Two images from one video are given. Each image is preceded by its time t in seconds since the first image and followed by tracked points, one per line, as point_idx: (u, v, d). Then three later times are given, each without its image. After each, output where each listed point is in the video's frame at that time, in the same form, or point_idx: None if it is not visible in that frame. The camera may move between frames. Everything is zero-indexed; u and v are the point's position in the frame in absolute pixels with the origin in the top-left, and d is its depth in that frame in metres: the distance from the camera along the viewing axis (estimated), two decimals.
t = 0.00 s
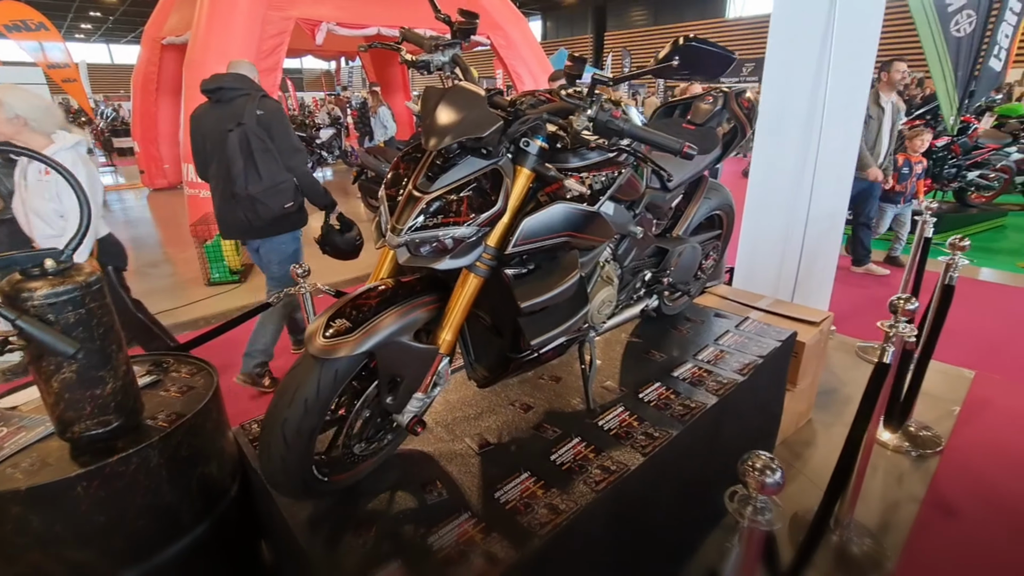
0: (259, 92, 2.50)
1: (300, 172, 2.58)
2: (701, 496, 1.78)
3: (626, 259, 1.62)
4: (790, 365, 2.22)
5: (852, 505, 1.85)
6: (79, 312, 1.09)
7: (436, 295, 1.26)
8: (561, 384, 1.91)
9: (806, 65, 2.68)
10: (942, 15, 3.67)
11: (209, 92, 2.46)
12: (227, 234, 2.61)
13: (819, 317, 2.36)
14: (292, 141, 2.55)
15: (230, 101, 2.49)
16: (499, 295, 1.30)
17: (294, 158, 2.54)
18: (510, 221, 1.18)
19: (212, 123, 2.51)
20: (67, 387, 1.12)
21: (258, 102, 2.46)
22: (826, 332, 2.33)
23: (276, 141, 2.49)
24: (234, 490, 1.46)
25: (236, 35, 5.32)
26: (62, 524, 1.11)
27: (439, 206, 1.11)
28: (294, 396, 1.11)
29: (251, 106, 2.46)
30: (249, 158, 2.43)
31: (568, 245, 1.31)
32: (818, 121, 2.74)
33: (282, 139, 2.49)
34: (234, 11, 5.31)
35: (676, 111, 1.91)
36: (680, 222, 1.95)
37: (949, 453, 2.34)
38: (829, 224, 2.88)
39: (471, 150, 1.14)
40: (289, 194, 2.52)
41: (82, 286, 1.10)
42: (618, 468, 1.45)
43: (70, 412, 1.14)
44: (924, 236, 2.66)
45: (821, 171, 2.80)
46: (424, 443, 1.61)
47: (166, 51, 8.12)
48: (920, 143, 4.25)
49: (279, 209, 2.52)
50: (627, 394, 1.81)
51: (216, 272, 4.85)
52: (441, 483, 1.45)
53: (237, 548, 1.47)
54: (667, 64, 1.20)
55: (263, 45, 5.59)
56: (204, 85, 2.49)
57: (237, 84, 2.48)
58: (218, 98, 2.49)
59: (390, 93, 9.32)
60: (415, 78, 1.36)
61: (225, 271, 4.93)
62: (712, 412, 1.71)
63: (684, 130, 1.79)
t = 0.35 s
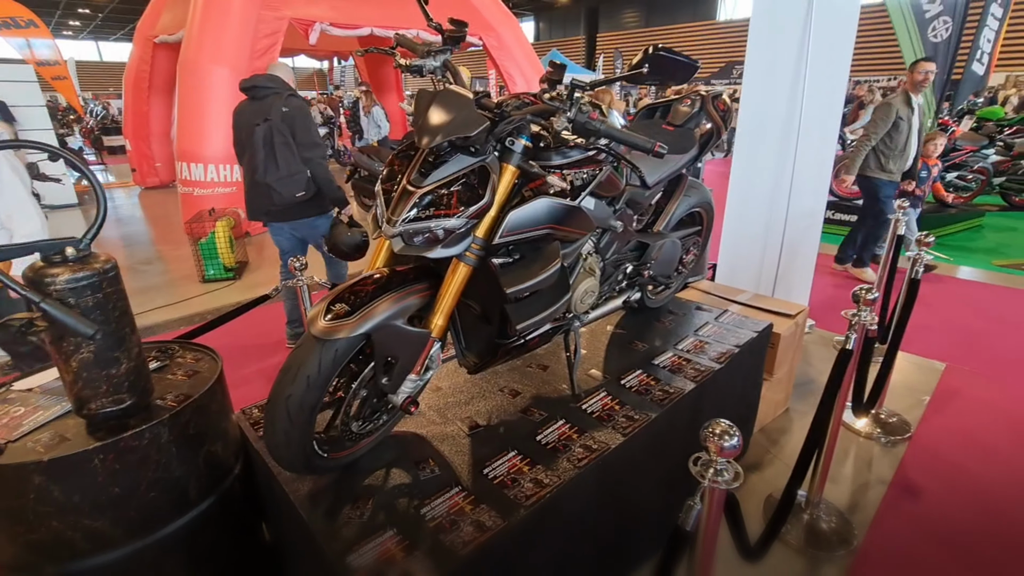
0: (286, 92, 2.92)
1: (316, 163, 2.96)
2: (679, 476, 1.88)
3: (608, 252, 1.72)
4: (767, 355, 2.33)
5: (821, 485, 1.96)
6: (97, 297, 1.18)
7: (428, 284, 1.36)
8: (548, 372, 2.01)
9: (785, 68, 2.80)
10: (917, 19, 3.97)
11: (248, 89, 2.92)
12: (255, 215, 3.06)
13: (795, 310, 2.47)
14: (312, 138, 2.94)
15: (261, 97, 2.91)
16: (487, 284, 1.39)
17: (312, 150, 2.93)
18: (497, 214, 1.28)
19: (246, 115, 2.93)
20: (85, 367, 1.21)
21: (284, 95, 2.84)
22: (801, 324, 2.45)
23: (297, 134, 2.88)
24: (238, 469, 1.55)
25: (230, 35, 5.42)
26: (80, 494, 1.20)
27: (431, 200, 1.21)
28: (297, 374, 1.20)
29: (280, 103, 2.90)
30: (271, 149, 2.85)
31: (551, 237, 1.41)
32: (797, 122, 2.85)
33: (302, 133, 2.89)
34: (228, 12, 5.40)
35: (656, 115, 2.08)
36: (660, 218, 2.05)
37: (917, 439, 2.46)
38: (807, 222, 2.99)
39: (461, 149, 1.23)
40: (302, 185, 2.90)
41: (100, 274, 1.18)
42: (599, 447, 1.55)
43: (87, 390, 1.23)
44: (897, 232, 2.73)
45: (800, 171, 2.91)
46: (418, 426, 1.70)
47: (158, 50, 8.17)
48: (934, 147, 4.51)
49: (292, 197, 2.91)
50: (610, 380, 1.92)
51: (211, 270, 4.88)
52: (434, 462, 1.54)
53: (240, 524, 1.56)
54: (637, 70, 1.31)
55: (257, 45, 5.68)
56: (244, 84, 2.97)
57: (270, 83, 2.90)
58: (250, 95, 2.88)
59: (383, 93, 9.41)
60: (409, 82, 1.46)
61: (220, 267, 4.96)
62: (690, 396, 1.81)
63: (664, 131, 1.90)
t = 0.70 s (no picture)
0: (323, 99, 3.31)
1: (347, 164, 3.35)
2: (664, 460, 2.02)
3: (600, 249, 1.85)
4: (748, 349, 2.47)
5: (796, 467, 2.11)
6: (134, 285, 1.28)
7: (436, 276, 1.47)
8: (542, 362, 2.14)
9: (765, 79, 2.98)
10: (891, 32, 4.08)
11: (292, 95, 3.32)
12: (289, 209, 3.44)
13: (774, 307, 2.62)
14: (344, 141, 3.33)
15: (303, 103, 3.31)
16: (490, 276, 1.51)
17: (344, 153, 3.32)
18: (501, 212, 1.40)
19: (289, 118, 3.33)
20: (121, 350, 1.31)
21: (324, 102, 3.23)
22: (779, 320, 2.60)
23: (332, 138, 3.28)
24: (254, 451, 1.65)
25: (223, 36, 5.48)
26: (116, 468, 1.30)
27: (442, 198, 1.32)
28: (319, 357, 1.32)
29: (319, 108, 3.30)
30: (307, 150, 3.24)
31: (548, 233, 1.54)
32: (777, 129, 3.03)
33: (336, 137, 3.29)
34: (222, 14, 5.46)
35: (644, 121, 2.21)
36: (648, 218, 2.19)
37: (887, 428, 2.62)
38: (787, 225, 3.23)
39: (469, 153, 1.35)
40: (333, 183, 3.29)
41: (136, 263, 1.29)
42: (592, 429, 1.68)
43: (122, 372, 1.33)
44: (868, 236, 2.89)
45: (780, 176, 3.12)
46: (422, 411, 1.82)
47: (147, 49, 8.19)
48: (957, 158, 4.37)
49: (323, 194, 3.29)
50: (600, 370, 2.05)
51: (205, 269, 4.92)
52: (439, 443, 1.66)
53: (256, 502, 1.66)
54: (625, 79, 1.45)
55: (251, 47, 5.74)
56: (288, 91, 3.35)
57: (314, 90, 3.30)
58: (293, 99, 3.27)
59: (374, 94, 9.52)
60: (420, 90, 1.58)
61: (213, 266, 4.99)
62: (675, 384, 1.95)
63: (649, 137, 2.04)
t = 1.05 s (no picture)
0: (340, 101, 3.54)
1: (360, 162, 3.58)
2: (656, 445, 2.13)
3: (596, 244, 1.95)
4: (735, 341, 2.60)
5: (780, 450, 2.24)
6: (165, 272, 1.37)
7: (445, 267, 1.57)
8: (541, 353, 2.25)
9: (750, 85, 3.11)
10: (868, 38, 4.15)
11: (312, 97, 3.57)
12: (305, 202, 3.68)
13: (759, 302, 2.75)
14: (359, 140, 3.56)
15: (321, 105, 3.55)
16: (496, 267, 1.61)
17: (357, 152, 3.54)
18: (507, 207, 1.50)
19: (308, 118, 3.57)
20: (151, 334, 1.39)
21: (340, 105, 3.47)
22: (764, 314, 2.73)
23: (346, 138, 3.50)
24: (269, 435, 1.74)
25: (218, 39, 5.54)
26: (145, 445, 1.38)
27: (453, 193, 1.42)
28: (338, 340, 1.41)
29: (336, 109, 3.54)
30: (324, 147, 3.48)
31: (550, 227, 1.64)
32: (761, 133, 3.17)
33: (351, 137, 3.51)
34: (217, 17, 5.53)
35: (636, 124, 2.33)
36: (640, 216, 2.31)
37: (867, 416, 2.76)
38: (771, 225, 3.37)
39: (478, 151, 1.45)
40: (345, 180, 3.52)
41: (167, 252, 1.38)
42: (591, 412, 1.78)
43: (151, 354, 1.41)
44: (848, 235, 3.03)
45: (764, 178, 3.26)
46: (428, 398, 1.91)
47: (138, 52, 8.21)
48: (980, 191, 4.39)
49: (337, 189, 3.53)
50: (596, 359, 2.16)
51: (201, 269, 4.96)
52: (446, 426, 1.75)
53: (270, 485, 1.74)
54: (622, 83, 1.56)
55: (246, 50, 5.81)
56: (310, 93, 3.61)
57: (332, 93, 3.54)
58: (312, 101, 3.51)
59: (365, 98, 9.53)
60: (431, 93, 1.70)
61: (209, 266, 5.03)
62: (666, 372, 2.06)
63: (642, 139, 2.17)
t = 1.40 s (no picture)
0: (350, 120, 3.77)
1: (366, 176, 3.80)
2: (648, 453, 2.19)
3: (588, 259, 2.05)
4: (723, 353, 2.69)
5: (767, 458, 2.31)
6: (179, 286, 1.45)
7: (445, 281, 1.66)
8: (535, 365, 2.32)
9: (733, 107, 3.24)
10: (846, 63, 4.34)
11: (327, 116, 3.84)
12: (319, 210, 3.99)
13: (745, 315, 2.85)
14: (367, 156, 3.78)
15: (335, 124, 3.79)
16: (493, 281, 1.70)
17: (363, 166, 3.75)
18: (503, 224, 1.59)
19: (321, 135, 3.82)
20: (165, 345, 1.46)
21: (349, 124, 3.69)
22: (750, 327, 2.82)
23: (354, 153, 3.72)
24: (273, 445, 1.79)
25: (216, 62, 5.66)
26: (157, 452, 1.44)
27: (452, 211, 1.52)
28: (344, 351, 1.49)
29: (346, 127, 3.79)
30: (333, 161, 3.75)
31: (544, 242, 1.74)
32: (745, 153, 3.29)
33: (358, 152, 3.73)
34: (216, 41, 5.66)
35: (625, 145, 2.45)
36: (629, 233, 2.42)
37: (851, 426, 2.84)
38: (756, 242, 3.49)
39: (476, 172, 1.55)
40: (351, 191, 3.78)
41: (181, 267, 1.45)
42: (583, 420, 1.86)
43: (163, 365, 1.48)
44: (830, 251, 3.15)
45: (748, 196, 3.38)
46: (427, 408, 1.98)
47: (135, 73, 8.33)
48: None
49: (343, 199, 3.80)
50: (589, 370, 2.24)
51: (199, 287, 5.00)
52: (444, 434, 1.82)
53: (273, 494, 1.79)
54: (609, 108, 1.67)
55: (243, 72, 5.93)
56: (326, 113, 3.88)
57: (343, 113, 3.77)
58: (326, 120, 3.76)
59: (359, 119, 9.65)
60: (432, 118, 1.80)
61: (205, 284, 5.06)
62: (656, 382, 2.14)
63: (630, 159, 2.28)
